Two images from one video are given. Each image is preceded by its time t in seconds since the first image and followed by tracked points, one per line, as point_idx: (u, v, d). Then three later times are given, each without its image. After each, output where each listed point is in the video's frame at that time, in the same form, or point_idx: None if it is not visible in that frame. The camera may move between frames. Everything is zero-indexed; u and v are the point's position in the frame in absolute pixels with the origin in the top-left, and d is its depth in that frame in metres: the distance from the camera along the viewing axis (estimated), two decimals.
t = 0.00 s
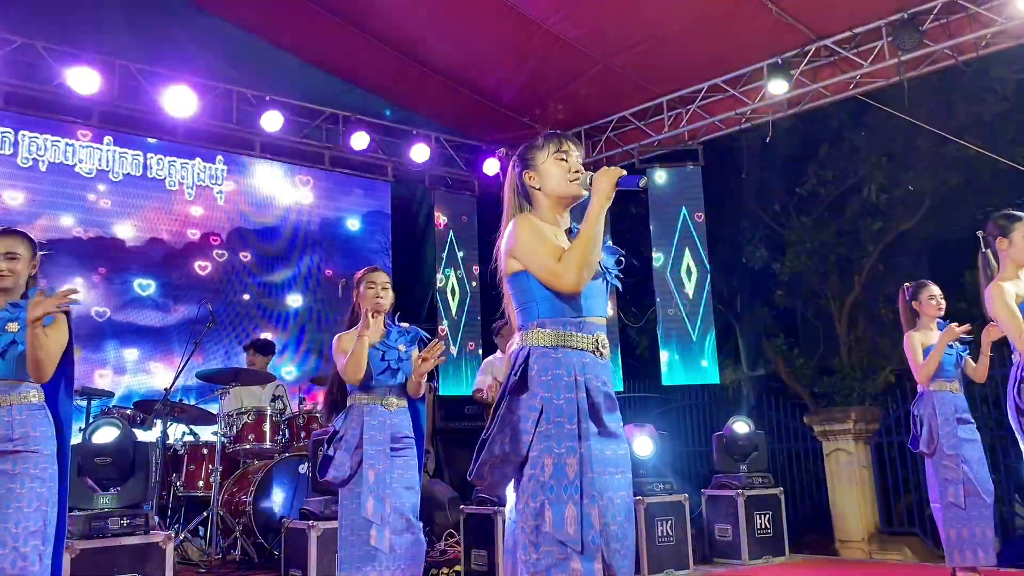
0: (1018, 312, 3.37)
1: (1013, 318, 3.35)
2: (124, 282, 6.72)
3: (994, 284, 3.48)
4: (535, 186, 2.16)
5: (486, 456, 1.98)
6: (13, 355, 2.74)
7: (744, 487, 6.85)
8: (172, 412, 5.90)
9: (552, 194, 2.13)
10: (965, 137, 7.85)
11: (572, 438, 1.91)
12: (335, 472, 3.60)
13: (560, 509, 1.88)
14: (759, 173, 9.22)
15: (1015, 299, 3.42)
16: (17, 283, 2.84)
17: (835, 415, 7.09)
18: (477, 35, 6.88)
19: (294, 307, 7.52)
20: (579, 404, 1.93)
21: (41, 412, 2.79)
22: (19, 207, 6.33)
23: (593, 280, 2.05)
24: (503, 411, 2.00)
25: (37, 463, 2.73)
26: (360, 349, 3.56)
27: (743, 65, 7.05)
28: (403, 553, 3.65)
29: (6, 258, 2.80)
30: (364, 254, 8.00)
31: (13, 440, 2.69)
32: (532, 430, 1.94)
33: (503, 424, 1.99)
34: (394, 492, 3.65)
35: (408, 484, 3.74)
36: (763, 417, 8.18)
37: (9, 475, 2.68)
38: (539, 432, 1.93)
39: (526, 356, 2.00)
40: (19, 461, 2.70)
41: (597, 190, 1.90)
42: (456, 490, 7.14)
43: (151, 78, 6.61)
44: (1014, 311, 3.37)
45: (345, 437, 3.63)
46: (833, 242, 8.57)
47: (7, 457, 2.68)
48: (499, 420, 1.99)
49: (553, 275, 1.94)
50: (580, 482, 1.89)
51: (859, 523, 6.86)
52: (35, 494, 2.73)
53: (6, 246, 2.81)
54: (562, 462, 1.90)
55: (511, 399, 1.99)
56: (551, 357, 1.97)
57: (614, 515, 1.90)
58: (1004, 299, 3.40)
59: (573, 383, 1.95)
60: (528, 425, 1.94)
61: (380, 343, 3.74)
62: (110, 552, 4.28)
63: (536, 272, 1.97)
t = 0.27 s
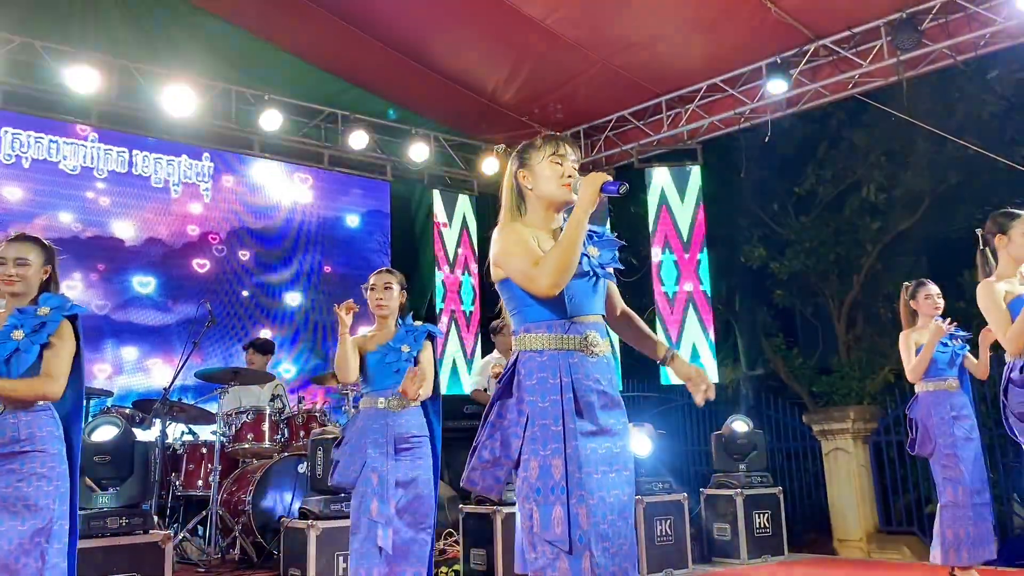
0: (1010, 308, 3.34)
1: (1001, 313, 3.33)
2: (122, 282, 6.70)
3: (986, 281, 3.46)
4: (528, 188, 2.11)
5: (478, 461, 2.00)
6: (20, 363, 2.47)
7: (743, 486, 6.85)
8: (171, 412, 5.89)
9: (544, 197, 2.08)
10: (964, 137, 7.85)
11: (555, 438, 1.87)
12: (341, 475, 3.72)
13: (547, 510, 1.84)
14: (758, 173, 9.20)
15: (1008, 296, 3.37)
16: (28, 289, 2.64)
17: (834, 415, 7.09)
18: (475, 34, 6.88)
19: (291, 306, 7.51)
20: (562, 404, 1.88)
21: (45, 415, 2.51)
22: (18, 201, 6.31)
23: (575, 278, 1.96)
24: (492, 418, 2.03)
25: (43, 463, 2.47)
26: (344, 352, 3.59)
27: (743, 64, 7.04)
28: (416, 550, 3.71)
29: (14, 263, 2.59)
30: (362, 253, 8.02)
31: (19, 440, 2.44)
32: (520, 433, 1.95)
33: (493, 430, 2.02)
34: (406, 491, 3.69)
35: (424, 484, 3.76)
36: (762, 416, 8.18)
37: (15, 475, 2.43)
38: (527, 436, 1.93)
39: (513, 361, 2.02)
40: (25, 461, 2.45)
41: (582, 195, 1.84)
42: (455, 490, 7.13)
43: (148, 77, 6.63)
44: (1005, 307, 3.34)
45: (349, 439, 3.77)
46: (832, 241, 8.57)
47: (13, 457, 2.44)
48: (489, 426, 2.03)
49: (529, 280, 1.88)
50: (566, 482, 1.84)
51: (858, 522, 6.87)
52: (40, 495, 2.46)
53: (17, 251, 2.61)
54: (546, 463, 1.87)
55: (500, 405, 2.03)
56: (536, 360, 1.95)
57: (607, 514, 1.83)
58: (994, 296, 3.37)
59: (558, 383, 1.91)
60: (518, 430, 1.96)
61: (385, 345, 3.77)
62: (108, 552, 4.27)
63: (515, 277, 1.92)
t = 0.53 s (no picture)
0: (1002, 311, 3.37)
1: (991, 316, 3.37)
2: (121, 282, 6.70)
3: (979, 286, 3.49)
4: (520, 199, 2.12)
5: (476, 475, 2.04)
6: (33, 363, 2.53)
7: (741, 486, 6.86)
8: (170, 412, 5.89)
9: (534, 210, 2.08)
10: (963, 136, 7.84)
11: (542, 448, 1.89)
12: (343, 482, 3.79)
13: (540, 519, 1.87)
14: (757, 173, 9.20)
15: (1000, 299, 3.42)
16: (26, 290, 2.64)
17: (833, 414, 7.09)
18: (474, 34, 6.88)
19: (291, 304, 7.52)
20: (545, 413, 1.90)
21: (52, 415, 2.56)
22: (16, 199, 6.31)
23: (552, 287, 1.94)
24: (484, 433, 2.07)
25: (50, 462, 2.50)
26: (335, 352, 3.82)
27: (741, 64, 7.04)
28: (421, 551, 3.73)
29: (9, 264, 2.58)
30: (362, 254, 8.03)
31: (24, 441, 2.45)
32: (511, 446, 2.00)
33: (486, 445, 2.05)
34: (402, 497, 3.69)
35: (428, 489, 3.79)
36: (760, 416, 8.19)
37: (21, 475, 2.44)
38: (517, 449, 1.96)
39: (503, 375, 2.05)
40: (32, 461, 2.46)
41: (565, 215, 1.82)
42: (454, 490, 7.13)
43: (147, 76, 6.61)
44: (997, 311, 3.38)
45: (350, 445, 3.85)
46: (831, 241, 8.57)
47: (17, 459, 2.45)
48: (483, 441, 2.07)
49: (508, 296, 1.89)
50: (553, 490, 1.86)
51: (856, 522, 6.87)
52: (49, 493, 2.49)
53: (11, 252, 2.60)
54: (535, 474, 1.89)
55: (491, 419, 2.08)
56: (521, 372, 1.98)
57: (598, 519, 1.82)
58: (986, 300, 3.41)
59: (542, 394, 1.92)
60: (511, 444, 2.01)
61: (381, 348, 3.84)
62: (106, 552, 4.26)
63: (496, 292, 1.93)
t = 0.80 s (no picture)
0: (998, 309, 3.30)
1: (988, 313, 3.27)
2: (120, 281, 6.70)
3: (975, 284, 3.41)
4: (511, 199, 2.11)
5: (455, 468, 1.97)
6: (37, 368, 2.69)
7: (740, 485, 6.85)
8: (169, 411, 5.88)
9: (524, 210, 2.07)
10: (962, 136, 7.84)
11: (526, 444, 1.87)
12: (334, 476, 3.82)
13: (520, 514, 1.82)
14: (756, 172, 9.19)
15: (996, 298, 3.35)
16: (23, 296, 2.76)
17: (832, 414, 7.10)
18: (474, 33, 6.88)
19: (291, 302, 7.52)
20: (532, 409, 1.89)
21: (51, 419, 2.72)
22: (16, 191, 6.33)
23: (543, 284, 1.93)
24: (468, 425, 2.01)
25: (50, 463, 2.66)
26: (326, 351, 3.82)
27: (741, 63, 7.04)
28: (408, 551, 3.68)
29: (7, 273, 2.70)
30: (361, 253, 8.01)
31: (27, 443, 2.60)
32: (494, 440, 1.95)
33: (468, 437, 1.99)
34: (388, 494, 3.68)
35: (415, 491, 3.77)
36: (760, 415, 8.19)
37: (22, 474, 2.58)
38: (500, 442, 1.91)
39: (490, 369, 2.02)
40: (33, 461, 2.61)
41: (554, 214, 1.82)
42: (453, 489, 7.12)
43: (145, 75, 6.57)
44: (994, 310, 3.30)
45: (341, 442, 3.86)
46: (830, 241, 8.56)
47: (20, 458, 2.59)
48: (466, 434, 2.01)
49: (495, 295, 1.89)
50: (536, 485, 1.83)
51: (856, 521, 6.87)
52: (45, 493, 2.63)
53: (5, 260, 2.72)
54: (518, 468, 1.86)
55: (474, 413, 2.03)
56: (509, 367, 1.96)
57: (579, 515, 1.82)
58: (983, 297, 3.32)
59: (529, 390, 1.91)
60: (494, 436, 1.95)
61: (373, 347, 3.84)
62: (106, 552, 4.26)
63: (485, 291, 1.94)
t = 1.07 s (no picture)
0: (985, 311, 3.35)
1: (977, 315, 3.32)
2: (120, 279, 6.71)
3: (962, 285, 3.44)
4: (500, 199, 2.11)
5: (430, 458, 1.96)
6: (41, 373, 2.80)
7: (741, 484, 6.86)
8: (169, 410, 5.89)
9: (514, 209, 2.07)
10: (963, 134, 7.83)
11: (504, 439, 1.85)
12: (314, 474, 3.80)
13: (494, 507, 1.82)
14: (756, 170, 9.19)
15: (982, 300, 3.39)
16: (24, 304, 2.86)
17: (832, 413, 7.10)
18: (474, 32, 6.88)
19: (291, 299, 7.53)
20: (511, 405, 1.87)
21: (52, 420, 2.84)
22: (16, 188, 6.31)
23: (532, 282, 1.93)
24: (446, 416, 2.00)
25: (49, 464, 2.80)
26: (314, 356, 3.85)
27: (741, 62, 7.04)
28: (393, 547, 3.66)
29: (8, 284, 2.81)
30: (361, 253, 8.00)
31: (29, 444, 2.74)
32: (471, 433, 1.93)
33: (446, 428, 1.99)
34: (365, 502, 3.67)
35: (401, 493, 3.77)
36: (760, 414, 8.19)
37: (22, 473, 2.72)
38: (479, 435, 1.91)
39: (473, 362, 2.00)
40: (33, 461, 2.75)
41: (544, 209, 1.83)
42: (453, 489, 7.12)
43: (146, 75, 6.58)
44: (982, 311, 3.35)
45: (326, 439, 3.85)
46: (831, 240, 8.56)
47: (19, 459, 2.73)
48: (443, 425, 2.00)
49: (484, 290, 1.89)
50: (513, 481, 1.82)
51: (856, 520, 6.87)
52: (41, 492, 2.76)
53: (5, 271, 2.81)
54: (494, 463, 1.85)
55: (453, 403, 2.01)
56: (491, 362, 1.94)
57: (555, 513, 1.82)
58: (971, 299, 3.37)
59: (510, 385, 1.89)
60: (471, 429, 1.94)
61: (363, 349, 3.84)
62: (107, 551, 4.26)
63: (473, 286, 1.94)
